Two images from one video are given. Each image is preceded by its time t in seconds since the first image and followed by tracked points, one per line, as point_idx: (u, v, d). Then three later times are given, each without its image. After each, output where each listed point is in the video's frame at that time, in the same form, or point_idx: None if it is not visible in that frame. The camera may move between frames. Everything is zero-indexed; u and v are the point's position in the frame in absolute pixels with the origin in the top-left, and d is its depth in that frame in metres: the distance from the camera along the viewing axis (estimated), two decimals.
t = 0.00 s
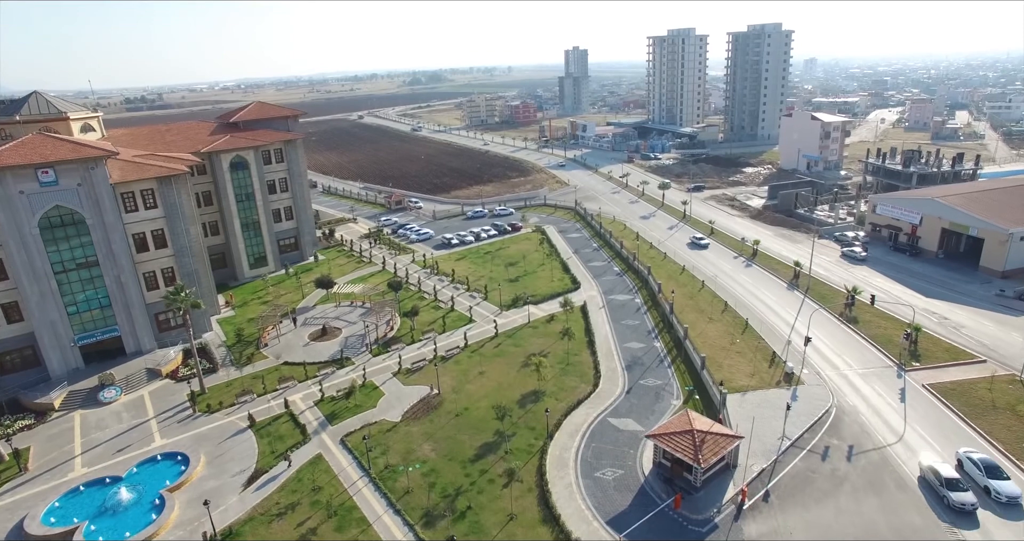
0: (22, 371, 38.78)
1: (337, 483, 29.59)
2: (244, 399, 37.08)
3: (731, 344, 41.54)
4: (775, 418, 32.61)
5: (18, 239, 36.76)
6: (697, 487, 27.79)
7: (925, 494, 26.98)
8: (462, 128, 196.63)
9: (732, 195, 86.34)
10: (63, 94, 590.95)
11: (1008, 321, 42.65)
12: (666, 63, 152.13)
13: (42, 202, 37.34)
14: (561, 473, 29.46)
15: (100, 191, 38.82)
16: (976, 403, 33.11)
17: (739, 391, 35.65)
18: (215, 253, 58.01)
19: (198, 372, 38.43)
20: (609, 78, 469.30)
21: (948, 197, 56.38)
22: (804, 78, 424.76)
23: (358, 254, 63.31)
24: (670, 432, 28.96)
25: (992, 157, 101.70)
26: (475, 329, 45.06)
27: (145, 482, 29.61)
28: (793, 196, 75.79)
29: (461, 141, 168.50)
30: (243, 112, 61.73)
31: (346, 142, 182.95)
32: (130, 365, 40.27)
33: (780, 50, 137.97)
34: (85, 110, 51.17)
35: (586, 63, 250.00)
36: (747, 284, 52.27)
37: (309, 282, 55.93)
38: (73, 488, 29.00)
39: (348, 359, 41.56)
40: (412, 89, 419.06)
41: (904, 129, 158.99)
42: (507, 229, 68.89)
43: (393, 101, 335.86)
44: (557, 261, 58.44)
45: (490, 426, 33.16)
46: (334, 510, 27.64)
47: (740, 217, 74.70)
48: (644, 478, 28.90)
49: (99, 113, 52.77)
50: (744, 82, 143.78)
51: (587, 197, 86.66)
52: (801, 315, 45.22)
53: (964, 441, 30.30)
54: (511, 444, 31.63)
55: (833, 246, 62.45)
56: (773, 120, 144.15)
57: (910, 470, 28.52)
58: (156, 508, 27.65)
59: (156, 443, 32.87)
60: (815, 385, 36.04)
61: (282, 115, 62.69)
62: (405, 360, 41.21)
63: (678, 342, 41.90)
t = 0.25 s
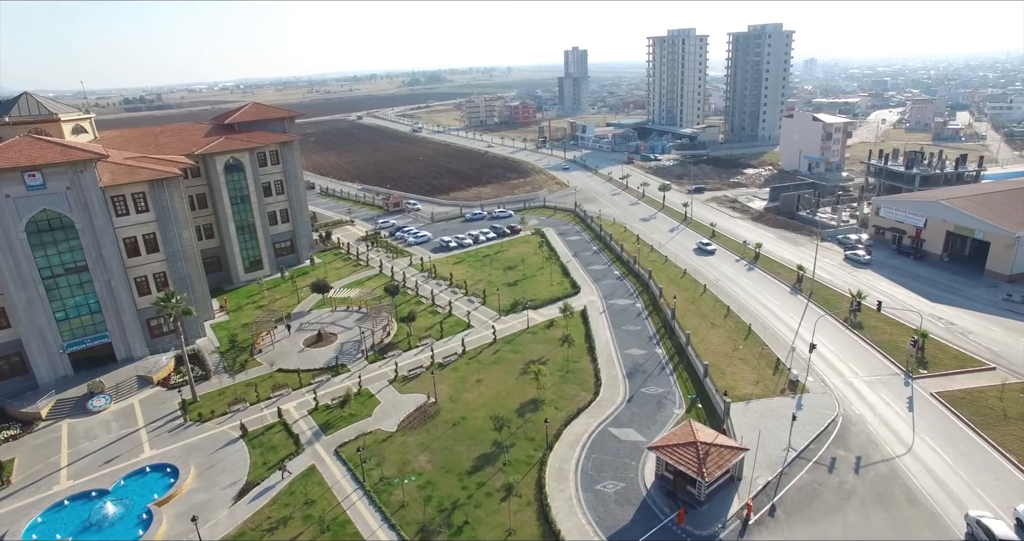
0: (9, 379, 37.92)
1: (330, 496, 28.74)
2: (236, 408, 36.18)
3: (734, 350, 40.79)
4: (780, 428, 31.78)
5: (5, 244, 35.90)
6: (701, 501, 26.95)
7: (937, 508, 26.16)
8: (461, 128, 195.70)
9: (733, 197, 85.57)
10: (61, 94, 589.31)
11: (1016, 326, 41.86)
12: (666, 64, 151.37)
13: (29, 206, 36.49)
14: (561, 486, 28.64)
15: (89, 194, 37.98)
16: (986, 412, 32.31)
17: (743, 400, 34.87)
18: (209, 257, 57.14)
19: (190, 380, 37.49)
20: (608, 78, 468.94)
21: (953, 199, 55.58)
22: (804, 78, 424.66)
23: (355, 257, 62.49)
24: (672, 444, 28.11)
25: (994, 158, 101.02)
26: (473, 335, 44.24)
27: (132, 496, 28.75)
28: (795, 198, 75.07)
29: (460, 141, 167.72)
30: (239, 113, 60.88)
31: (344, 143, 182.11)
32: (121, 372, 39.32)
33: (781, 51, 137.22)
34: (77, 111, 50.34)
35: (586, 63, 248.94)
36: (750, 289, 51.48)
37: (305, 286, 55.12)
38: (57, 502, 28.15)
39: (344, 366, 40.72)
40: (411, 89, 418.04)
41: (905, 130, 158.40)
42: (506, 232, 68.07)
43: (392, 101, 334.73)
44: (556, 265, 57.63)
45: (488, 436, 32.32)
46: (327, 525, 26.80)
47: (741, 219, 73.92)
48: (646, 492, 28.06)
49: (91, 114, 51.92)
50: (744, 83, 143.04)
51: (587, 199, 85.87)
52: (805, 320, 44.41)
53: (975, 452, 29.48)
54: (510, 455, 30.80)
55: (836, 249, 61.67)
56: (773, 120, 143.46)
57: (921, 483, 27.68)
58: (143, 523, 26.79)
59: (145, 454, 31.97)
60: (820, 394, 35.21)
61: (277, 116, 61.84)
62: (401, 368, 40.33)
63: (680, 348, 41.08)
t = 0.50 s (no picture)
0: None
1: (323, 510, 27.89)
2: (228, 417, 35.28)
3: (737, 357, 39.99)
4: (786, 439, 30.94)
5: None
6: (705, 516, 26.11)
7: (949, 523, 25.32)
8: (460, 129, 194.80)
9: (735, 199, 84.77)
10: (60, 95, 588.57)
11: None
12: (666, 64, 150.62)
13: (16, 210, 35.65)
14: (561, 499, 27.80)
15: (78, 198, 37.14)
16: (997, 422, 31.48)
17: (747, 409, 34.05)
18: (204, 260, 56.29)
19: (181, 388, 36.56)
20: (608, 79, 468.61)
21: (959, 202, 54.76)
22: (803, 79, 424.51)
23: (352, 260, 61.66)
24: (675, 457, 27.25)
25: (997, 159, 100.21)
26: (471, 341, 43.42)
27: (118, 510, 27.90)
28: (797, 200, 74.35)
29: (459, 142, 166.95)
30: (234, 114, 60.00)
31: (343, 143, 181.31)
32: (111, 379, 38.41)
33: (782, 51, 136.43)
34: (69, 113, 49.51)
35: (585, 63, 248.03)
36: (752, 293, 50.70)
37: (300, 290, 54.28)
38: (40, 517, 27.33)
39: (339, 374, 39.86)
40: (411, 89, 417.02)
41: (906, 131, 157.68)
42: (505, 234, 67.24)
43: (392, 101, 333.80)
44: (556, 268, 56.81)
45: (486, 447, 31.49)
46: None
47: (743, 221, 73.11)
48: (648, 505, 27.22)
49: (83, 116, 51.09)
50: (745, 83, 142.29)
51: (587, 200, 85.07)
52: (809, 326, 43.58)
53: (987, 465, 28.64)
54: (508, 467, 29.96)
55: (839, 252, 60.88)
56: (774, 121, 142.75)
57: (932, 497, 26.83)
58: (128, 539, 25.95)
59: (133, 466, 31.08)
60: (826, 403, 34.38)
61: (273, 117, 60.99)
62: (398, 375, 39.47)
63: (683, 355, 40.25)
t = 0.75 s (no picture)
0: None
1: (314, 525, 27.01)
2: (219, 427, 34.35)
3: (740, 364, 39.16)
4: (791, 450, 30.10)
5: None
6: (709, 532, 25.26)
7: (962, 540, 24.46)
8: (459, 129, 193.89)
9: (736, 200, 84.01)
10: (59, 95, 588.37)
11: None
12: (666, 64, 149.89)
13: (2, 215, 34.81)
14: (560, 514, 26.96)
15: (65, 202, 36.28)
16: (1008, 432, 30.65)
17: (752, 418, 33.20)
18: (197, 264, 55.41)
19: (171, 396, 35.61)
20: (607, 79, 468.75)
21: (964, 204, 53.94)
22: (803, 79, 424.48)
23: (348, 263, 60.84)
24: (678, 470, 26.44)
25: (1000, 160, 99.46)
26: (468, 347, 42.58)
27: (103, 526, 27.03)
28: (799, 202, 73.67)
29: (458, 143, 166.24)
30: (228, 116, 59.07)
31: (342, 144, 180.52)
32: (100, 387, 37.47)
33: (782, 51, 135.76)
34: (59, 114, 48.61)
35: (584, 64, 247.14)
36: (755, 297, 49.88)
37: (295, 294, 53.39)
38: (21, 534, 26.47)
39: (333, 381, 39.00)
40: (409, 89, 415.99)
41: (907, 131, 157.04)
42: (503, 237, 66.44)
43: (390, 102, 332.86)
44: (555, 272, 56.00)
45: (484, 459, 30.65)
46: None
47: (744, 224, 72.35)
48: (650, 521, 26.35)
49: (73, 117, 50.22)
50: (745, 83, 141.59)
51: (586, 202, 84.29)
52: (813, 332, 42.75)
53: (999, 478, 27.78)
54: (506, 480, 29.10)
55: (842, 255, 60.05)
56: (775, 121, 142.09)
57: (943, 511, 25.97)
58: None
59: (120, 478, 30.15)
60: (832, 412, 33.54)
61: (268, 119, 60.06)
62: (393, 383, 38.58)
63: (684, 362, 39.42)
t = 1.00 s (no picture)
0: None
1: None
2: (210, 437, 33.41)
3: (743, 371, 38.36)
4: (797, 462, 29.26)
5: None
6: None
7: None
8: (458, 130, 193.07)
9: (736, 202, 83.22)
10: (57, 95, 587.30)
11: None
12: (666, 64, 149.10)
13: None
14: (559, 529, 26.09)
15: (51, 207, 35.37)
16: (1020, 443, 29.81)
17: (755, 428, 32.38)
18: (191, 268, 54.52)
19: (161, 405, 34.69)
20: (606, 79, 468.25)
21: (969, 207, 53.12)
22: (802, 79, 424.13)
23: (345, 267, 60.00)
24: (682, 484, 25.64)
25: (1003, 161, 98.71)
26: (466, 353, 41.77)
27: None
28: (800, 204, 72.92)
29: (457, 143, 165.39)
30: (222, 117, 58.15)
31: (339, 144, 179.60)
32: (88, 396, 36.57)
33: (783, 51, 135.03)
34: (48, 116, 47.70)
35: (583, 64, 246.28)
36: (757, 302, 49.07)
37: (290, 298, 52.52)
38: None
39: (328, 389, 38.13)
40: (408, 90, 414.96)
41: (908, 132, 156.38)
42: (502, 240, 65.62)
43: (389, 102, 332.06)
44: (554, 275, 55.18)
45: (481, 471, 29.79)
46: None
47: (745, 226, 71.57)
48: (653, 536, 25.49)
49: (63, 119, 49.33)
50: (746, 84, 140.83)
51: (586, 204, 83.48)
52: (817, 338, 41.93)
53: (1012, 491, 26.94)
54: (503, 493, 28.22)
55: (845, 259, 59.24)
56: (775, 122, 141.33)
57: (956, 527, 25.10)
58: None
59: (106, 491, 29.24)
60: (837, 421, 32.72)
61: (263, 120, 59.12)
62: (389, 391, 37.72)
63: (686, 369, 38.60)
